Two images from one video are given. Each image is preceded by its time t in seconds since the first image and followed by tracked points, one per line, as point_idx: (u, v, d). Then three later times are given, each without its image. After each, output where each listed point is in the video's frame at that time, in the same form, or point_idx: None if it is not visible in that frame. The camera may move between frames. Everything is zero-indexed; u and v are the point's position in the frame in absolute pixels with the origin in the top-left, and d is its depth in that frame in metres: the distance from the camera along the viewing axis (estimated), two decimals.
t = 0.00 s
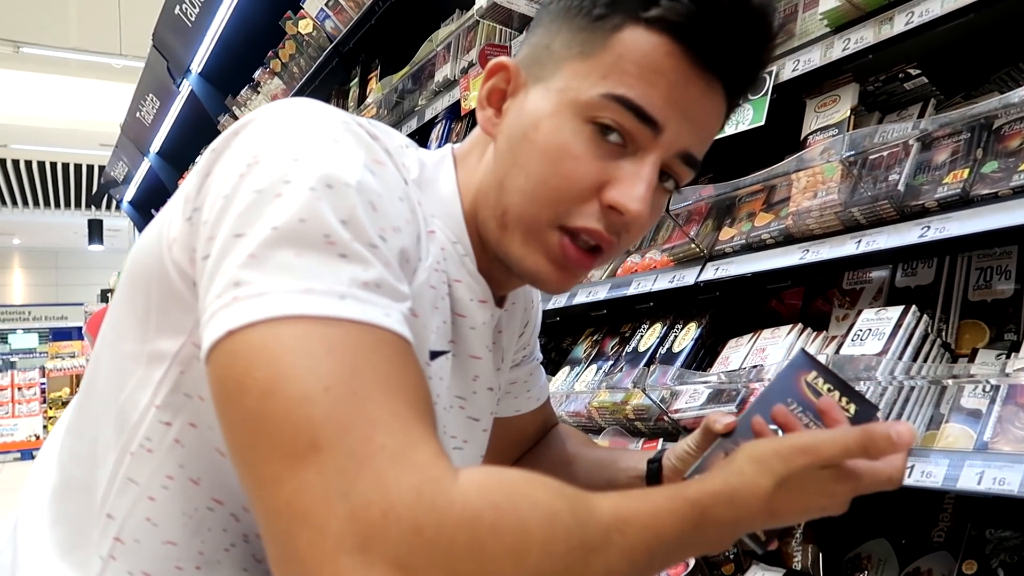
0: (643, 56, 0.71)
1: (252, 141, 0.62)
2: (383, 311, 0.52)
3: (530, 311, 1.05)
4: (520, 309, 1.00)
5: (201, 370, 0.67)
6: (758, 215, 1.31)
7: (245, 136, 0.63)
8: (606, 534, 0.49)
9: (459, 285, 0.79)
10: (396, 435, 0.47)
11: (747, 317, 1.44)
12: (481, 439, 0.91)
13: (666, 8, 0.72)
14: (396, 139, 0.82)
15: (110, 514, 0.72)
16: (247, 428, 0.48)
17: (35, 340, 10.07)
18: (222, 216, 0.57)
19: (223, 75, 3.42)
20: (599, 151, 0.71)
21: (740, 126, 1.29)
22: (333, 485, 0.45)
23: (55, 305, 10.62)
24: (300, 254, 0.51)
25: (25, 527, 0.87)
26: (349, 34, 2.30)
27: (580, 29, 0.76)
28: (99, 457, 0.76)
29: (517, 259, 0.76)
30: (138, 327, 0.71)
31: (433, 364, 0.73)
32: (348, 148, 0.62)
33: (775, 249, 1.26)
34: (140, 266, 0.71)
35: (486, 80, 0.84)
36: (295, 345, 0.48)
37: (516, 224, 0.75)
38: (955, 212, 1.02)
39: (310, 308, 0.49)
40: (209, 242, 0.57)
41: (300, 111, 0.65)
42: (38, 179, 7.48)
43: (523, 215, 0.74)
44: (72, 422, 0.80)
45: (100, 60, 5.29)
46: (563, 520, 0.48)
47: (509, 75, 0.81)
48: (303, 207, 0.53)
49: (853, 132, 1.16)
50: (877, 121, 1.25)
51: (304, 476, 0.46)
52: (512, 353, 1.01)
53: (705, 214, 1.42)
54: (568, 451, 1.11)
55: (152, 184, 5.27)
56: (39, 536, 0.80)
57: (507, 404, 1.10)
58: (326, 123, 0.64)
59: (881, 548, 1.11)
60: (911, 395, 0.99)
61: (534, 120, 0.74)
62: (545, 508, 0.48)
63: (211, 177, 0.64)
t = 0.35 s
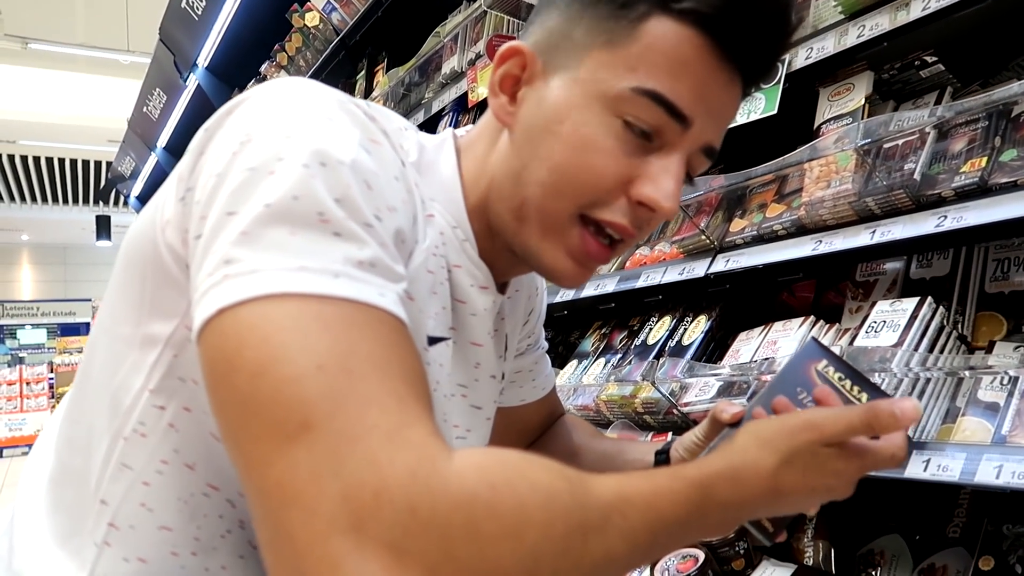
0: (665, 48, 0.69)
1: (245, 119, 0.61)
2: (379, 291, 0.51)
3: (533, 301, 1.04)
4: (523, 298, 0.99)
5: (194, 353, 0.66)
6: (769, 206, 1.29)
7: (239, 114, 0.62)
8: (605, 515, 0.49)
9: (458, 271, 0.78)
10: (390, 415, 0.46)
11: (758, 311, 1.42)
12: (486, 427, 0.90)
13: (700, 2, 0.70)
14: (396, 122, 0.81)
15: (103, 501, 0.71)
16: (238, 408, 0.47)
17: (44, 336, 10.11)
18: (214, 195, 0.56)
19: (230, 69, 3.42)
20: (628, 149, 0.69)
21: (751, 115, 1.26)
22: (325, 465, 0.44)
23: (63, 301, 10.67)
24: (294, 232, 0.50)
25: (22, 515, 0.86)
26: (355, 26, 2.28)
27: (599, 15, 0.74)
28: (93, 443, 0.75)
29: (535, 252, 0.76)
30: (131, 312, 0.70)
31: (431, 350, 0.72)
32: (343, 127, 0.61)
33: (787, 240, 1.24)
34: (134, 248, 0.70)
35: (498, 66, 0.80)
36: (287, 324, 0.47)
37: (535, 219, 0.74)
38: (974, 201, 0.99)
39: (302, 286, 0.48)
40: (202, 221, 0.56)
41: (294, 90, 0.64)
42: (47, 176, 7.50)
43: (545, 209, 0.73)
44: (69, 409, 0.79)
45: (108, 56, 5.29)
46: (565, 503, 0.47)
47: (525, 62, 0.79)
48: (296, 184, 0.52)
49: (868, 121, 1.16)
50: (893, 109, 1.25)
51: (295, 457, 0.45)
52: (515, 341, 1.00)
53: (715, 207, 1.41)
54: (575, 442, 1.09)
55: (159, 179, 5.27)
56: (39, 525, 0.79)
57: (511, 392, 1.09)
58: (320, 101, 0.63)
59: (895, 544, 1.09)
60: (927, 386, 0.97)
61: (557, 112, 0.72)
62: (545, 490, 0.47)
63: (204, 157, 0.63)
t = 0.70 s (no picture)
0: (715, 57, 0.73)
1: (231, 102, 0.60)
2: (367, 278, 0.50)
3: (539, 289, 1.03)
4: (527, 285, 0.98)
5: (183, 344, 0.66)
6: (780, 200, 1.28)
7: (225, 98, 0.61)
8: (591, 496, 0.48)
9: (457, 258, 0.77)
10: (373, 404, 0.45)
11: (767, 306, 1.41)
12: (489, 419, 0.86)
13: (752, 17, 0.76)
14: (390, 105, 0.80)
15: (93, 495, 0.71)
16: (218, 397, 0.46)
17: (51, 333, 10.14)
18: (198, 180, 0.55)
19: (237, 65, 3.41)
20: (676, 152, 0.72)
21: (762, 108, 1.25)
22: (304, 456, 0.44)
23: (70, 298, 10.71)
24: (279, 216, 0.49)
25: (18, 505, 0.85)
26: (362, 21, 2.28)
27: (645, 9, 0.74)
28: (85, 435, 0.74)
29: (580, 251, 0.78)
30: (119, 302, 0.69)
31: (426, 340, 0.70)
32: (332, 111, 0.60)
33: (797, 235, 1.22)
34: (124, 236, 0.69)
35: (538, 56, 0.76)
36: (268, 310, 0.46)
37: (576, 215, 0.76)
38: (988, 195, 0.97)
39: (283, 272, 0.47)
40: (185, 206, 0.55)
41: (283, 72, 0.63)
42: (54, 172, 7.53)
43: (593, 211, 0.74)
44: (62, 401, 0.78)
45: (115, 52, 5.30)
46: (562, 493, 0.47)
47: (567, 53, 0.74)
48: (282, 168, 0.51)
49: (881, 113, 1.15)
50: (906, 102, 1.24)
51: (273, 448, 0.44)
52: (520, 331, 0.99)
53: (725, 200, 1.41)
54: (591, 440, 1.07)
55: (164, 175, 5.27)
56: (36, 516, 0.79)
57: (520, 384, 1.08)
58: (309, 84, 0.62)
59: (907, 542, 1.07)
60: (940, 383, 0.97)
61: (608, 111, 0.72)
62: (548, 485, 0.47)
63: (190, 141, 0.62)
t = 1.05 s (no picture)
0: (723, 62, 0.74)
1: (237, 112, 0.60)
2: (376, 289, 0.50)
3: (542, 295, 1.03)
4: (529, 292, 0.97)
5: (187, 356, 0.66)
6: (787, 208, 1.28)
7: (230, 108, 0.62)
8: (609, 508, 0.49)
9: (462, 267, 0.78)
10: (384, 419, 0.45)
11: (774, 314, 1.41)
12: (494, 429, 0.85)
13: (760, 25, 0.77)
14: (397, 111, 0.80)
15: (99, 509, 0.71)
16: (229, 412, 0.47)
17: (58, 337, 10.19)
18: (205, 192, 0.56)
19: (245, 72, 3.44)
20: (681, 160, 0.73)
21: (769, 116, 1.25)
22: (317, 473, 0.44)
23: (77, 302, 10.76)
24: (286, 228, 0.50)
25: (23, 513, 0.85)
26: (370, 29, 2.29)
27: (653, 17, 0.75)
28: (89, 446, 0.74)
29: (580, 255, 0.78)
30: (124, 312, 0.70)
31: (433, 350, 0.70)
32: (339, 121, 0.60)
33: (804, 243, 1.22)
34: (128, 246, 0.69)
35: (545, 60, 0.76)
36: (278, 325, 0.46)
37: (580, 218, 0.76)
38: (997, 204, 0.97)
39: (293, 286, 0.47)
40: (193, 218, 0.56)
41: (288, 81, 0.63)
42: (63, 177, 7.57)
43: (596, 216, 0.75)
44: (67, 413, 0.78)
45: (124, 59, 5.34)
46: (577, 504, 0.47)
47: (575, 58, 0.75)
48: (290, 180, 0.51)
49: (889, 122, 1.15)
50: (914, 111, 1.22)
51: (285, 465, 0.44)
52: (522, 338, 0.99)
53: (732, 208, 1.41)
54: (591, 446, 1.07)
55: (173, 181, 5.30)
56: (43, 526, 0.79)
57: (522, 391, 1.08)
58: (316, 92, 0.63)
59: (915, 553, 1.07)
60: (948, 393, 0.95)
61: (616, 117, 0.73)
62: (559, 493, 0.47)
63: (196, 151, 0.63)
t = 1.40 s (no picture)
0: (735, 116, 0.73)
1: (255, 132, 0.62)
2: (401, 306, 0.52)
3: (542, 310, 1.03)
4: (532, 307, 0.99)
5: (204, 371, 0.68)
6: (790, 221, 1.29)
7: (250, 127, 0.63)
8: (639, 540, 0.51)
9: (468, 284, 0.79)
10: (420, 435, 0.47)
11: (777, 326, 1.41)
12: (498, 442, 0.88)
13: (778, 84, 0.75)
14: (405, 129, 0.82)
15: (115, 521, 0.72)
16: (263, 425, 0.48)
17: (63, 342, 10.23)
18: (228, 210, 0.57)
19: (251, 80, 3.47)
20: (682, 207, 0.73)
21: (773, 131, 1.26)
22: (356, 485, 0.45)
23: (82, 308, 10.80)
24: (314, 245, 0.51)
25: (35, 522, 0.87)
26: (376, 39, 2.31)
27: (672, 63, 0.74)
28: (103, 459, 0.75)
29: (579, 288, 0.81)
30: (138, 326, 0.71)
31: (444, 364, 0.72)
32: (358, 140, 0.62)
33: (807, 256, 1.23)
34: (143, 261, 0.70)
35: (558, 95, 0.77)
36: (312, 341, 0.48)
37: (579, 255, 0.79)
38: (999, 218, 0.98)
39: (326, 302, 0.49)
40: (216, 235, 0.57)
41: (305, 101, 0.65)
42: (69, 183, 7.62)
43: (593, 254, 0.78)
44: (79, 427, 0.79)
45: (131, 67, 5.38)
46: (594, 521, 0.49)
47: (587, 95, 0.76)
48: (317, 199, 0.53)
49: (892, 135, 1.16)
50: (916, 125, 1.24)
51: (323, 478, 0.45)
52: (526, 351, 1.00)
53: (735, 222, 1.41)
54: (591, 458, 1.08)
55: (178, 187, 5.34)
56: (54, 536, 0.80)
57: (524, 403, 1.09)
58: (332, 112, 0.64)
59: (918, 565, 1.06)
60: (951, 406, 0.96)
61: (620, 160, 0.74)
62: (576, 512, 0.49)
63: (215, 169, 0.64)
